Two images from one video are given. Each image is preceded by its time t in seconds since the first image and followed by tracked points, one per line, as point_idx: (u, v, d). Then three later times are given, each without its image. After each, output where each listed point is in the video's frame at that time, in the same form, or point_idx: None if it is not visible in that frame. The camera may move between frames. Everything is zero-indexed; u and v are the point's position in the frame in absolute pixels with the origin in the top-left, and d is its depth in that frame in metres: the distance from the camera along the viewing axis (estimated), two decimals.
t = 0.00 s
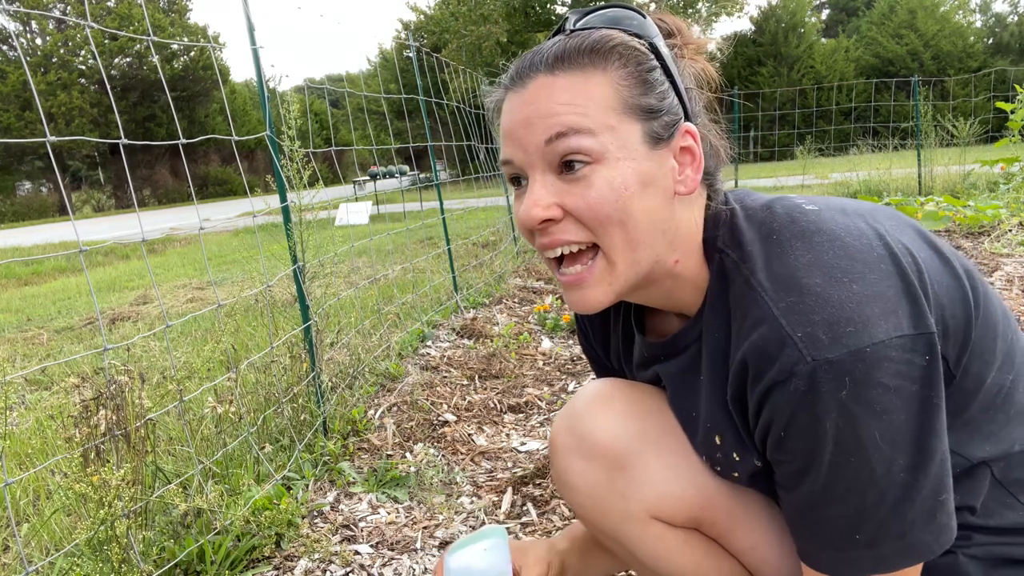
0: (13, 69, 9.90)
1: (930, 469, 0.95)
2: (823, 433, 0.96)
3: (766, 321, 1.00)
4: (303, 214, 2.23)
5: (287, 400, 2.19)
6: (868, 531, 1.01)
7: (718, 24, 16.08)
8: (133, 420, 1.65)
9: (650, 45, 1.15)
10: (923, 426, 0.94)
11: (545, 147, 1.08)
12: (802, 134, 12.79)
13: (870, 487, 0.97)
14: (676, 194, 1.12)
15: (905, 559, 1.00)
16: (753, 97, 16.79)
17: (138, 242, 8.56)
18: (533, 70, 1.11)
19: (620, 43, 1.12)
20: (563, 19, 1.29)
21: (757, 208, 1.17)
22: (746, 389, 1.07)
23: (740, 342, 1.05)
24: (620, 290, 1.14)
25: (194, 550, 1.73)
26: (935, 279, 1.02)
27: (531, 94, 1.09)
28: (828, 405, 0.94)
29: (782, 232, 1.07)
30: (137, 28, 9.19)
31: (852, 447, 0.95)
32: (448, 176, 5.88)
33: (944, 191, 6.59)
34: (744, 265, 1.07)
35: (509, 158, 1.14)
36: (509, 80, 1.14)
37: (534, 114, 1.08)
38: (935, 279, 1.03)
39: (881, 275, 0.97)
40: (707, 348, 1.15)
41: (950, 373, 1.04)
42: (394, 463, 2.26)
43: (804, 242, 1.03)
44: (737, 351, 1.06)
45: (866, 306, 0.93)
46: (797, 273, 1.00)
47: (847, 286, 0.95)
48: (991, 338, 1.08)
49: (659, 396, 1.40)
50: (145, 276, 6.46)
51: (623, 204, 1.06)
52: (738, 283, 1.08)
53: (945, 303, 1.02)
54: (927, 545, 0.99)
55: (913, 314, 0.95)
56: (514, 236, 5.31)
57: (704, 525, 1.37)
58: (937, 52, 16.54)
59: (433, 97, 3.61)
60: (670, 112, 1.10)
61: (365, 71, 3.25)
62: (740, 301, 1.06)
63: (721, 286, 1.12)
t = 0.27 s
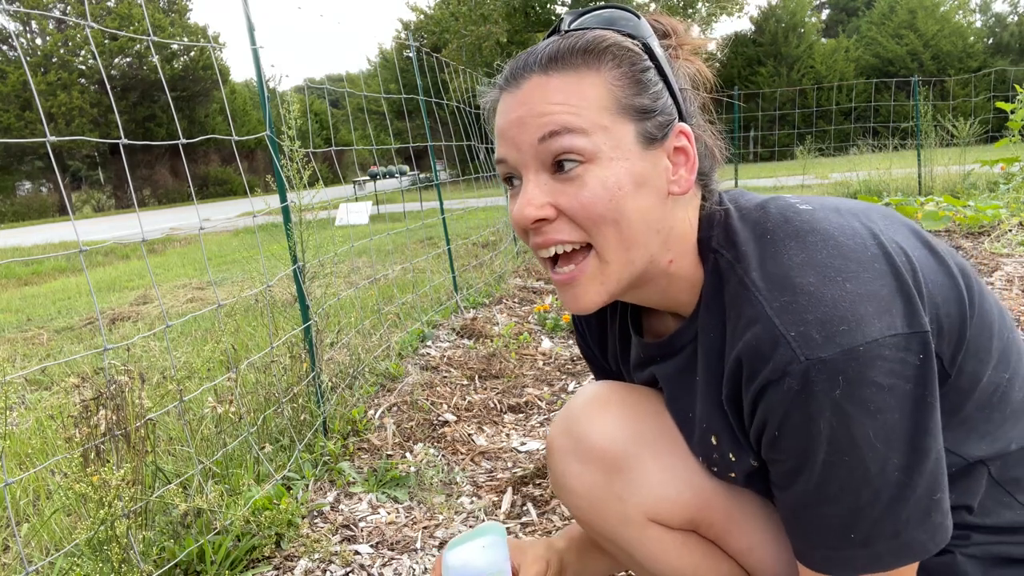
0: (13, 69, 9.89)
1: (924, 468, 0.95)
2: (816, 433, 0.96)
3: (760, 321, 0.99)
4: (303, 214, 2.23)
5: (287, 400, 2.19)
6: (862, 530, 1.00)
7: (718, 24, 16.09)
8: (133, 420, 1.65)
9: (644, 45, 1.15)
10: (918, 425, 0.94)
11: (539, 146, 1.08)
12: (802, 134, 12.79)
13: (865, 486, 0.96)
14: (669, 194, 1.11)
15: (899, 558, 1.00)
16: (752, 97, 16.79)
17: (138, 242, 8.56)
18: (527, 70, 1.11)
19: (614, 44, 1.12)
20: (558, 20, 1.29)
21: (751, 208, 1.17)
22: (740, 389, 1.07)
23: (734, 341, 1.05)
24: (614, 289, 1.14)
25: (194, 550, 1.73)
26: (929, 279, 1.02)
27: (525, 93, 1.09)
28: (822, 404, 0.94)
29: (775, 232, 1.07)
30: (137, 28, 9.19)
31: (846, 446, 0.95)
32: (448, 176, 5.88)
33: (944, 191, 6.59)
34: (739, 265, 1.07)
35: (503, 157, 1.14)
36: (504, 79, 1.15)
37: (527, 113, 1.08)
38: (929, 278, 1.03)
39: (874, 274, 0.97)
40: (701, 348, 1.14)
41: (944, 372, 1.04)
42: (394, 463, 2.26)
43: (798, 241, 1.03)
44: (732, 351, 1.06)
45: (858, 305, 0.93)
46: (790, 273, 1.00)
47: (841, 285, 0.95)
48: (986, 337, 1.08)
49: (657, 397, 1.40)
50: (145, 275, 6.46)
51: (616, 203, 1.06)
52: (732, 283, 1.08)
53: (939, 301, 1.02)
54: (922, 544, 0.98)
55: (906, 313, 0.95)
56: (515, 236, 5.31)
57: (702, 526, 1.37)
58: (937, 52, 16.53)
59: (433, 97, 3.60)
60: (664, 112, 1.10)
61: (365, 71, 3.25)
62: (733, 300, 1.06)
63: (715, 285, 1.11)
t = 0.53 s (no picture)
0: (13, 69, 9.88)
1: (905, 474, 0.96)
2: (794, 443, 0.96)
3: (734, 331, 0.99)
4: (303, 214, 2.23)
5: (287, 400, 2.19)
6: (845, 538, 1.00)
7: (718, 24, 16.09)
8: (133, 421, 1.65)
9: (622, 54, 1.14)
10: (895, 432, 0.94)
11: (510, 154, 1.09)
12: (802, 134, 12.79)
13: (845, 495, 0.97)
14: (643, 204, 1.11)
15: (883, 565, 1.00)
16: (753, 97, 16.79)
17: (139, 242, 8.56)
18: (503, 77, 1.12)
19: (589, 52, 1.11)
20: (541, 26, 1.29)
21: (726, 216, 1.15)
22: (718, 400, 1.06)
23: (711, 352, 1.05)
24: (587, 297, 1.14)
25: (194, 550, 1.73)
26: (904, 284, 1.02)
27: (500, 101, 1.11)
28: (798, 415, 0.94)
29: (750, 238, 1.07)
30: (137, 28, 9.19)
31: (824, 456, 0.95)
32: (448, 175, 5.88)
33: (944, 191, 6.59)
34: (713, 275, 1.06)
35: (478, 165, 1.16)
36: (481, 87, 1.16)
37: (501, 121, 1.10)
38: (905, 281, 1.03)
39: (848, 281, 0.97)
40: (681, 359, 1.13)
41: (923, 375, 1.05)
42: (394, 463, 2.26)
43: (774, 248, 1.03)
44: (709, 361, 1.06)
45: (832, 314, 0.93)
46: (764, 283, 0.99)
47: (814, 294, 0.95)
48: (966, 337, 1.09)
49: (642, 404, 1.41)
50: (145, 275, 6.46)
51: (586, 213, 1.07)
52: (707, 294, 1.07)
53: (915, 305, 1.02)
54: (904, 550, 0.99)
55: (881, 319, 0.95)
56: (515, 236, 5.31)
57: (695, 533, 1.36)
58: (937, 52, 16.53)
59: (433, 98, 3.60)
60: (639, 123, 1.10)
61: (365, 71, 3.25)
62: (709, 310, 1.06)
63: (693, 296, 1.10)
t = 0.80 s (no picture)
0: (13, 69, 9.88)
1: (868, 489, 0.96)
2: (756, 465, 0.96)
3: (690, 356, 0.99)
4: (303, 214, 2.23)
5: (287, 400, 2.19)
6: (812, 555, 1.01)
7: (718, 24, 16.09)
8: (133, 420, 1.65)
9: (558, 91, 1.12)
10: (858, 449, 0.94)
11: (445, 201, 1.11)
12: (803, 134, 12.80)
13: (810, 515, 0.97)
14: (586, 240, 1.12)
15: None
16: (753, 97, 16.78)
17: (139, 242, 8.56)
18: (436, 122, 1.12)
19: (519, 93, 1.10)
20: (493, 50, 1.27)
21: (686, 235, 1.14)
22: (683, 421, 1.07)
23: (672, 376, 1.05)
24: (533, 329, 1.19)
25: (194, 549, 1.73)
26: (865, 295, 1.02)
27: (433, 148, 1.12)
28: (757, 438, 0.94)
29: (708, 257, 1.06)
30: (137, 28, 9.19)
31: (787, 477, 0.95)
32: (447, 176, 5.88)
33: (944, 191, 6.60)
34: (674, 297, 1.06)
35: (424, 203, 1.19)
36: (422, 125, 1.17)
37: (435, 169, 1.11)
38: (866, 291, 1.03)
39: (805, 299, 0.96)
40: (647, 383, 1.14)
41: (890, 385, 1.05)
42: (394, 463, 2.26)
43: (732, 266, 1.02)
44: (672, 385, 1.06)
45: (787, 336, 0.93)
46: (719, 305, 0.99)
47: (769, 316, 0.95)
48: (933, 342, 1.09)
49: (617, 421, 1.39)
50: (145, 275, 6.46)
51: (520, 256, 1.09)
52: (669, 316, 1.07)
53: (876, 316, 1.02)
54: (871, 562, 1.00)
55: (839, 337, 0.94)
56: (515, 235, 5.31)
57: (683, 546, 1.36)
58: (937, 52, 16.54)
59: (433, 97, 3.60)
60: (574, 160, 1.09)
61: (365, 71, 3.25)
62: (670, 334, 1.06)
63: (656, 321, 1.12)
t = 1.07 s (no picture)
0: (13, 70, 9.88)
1: (858, 493, 0.96)
2: (746, 469, 0.97)
3: (678, 362, 0.99)
4: (303, 214, 2.23)
5: (287, 400, 2.19)
6: (802, 558, 1.01)
7: (718, 24, 16.09)
8: (133, 420, 1.65)
9: (545, 98, 1.12)
10: (848, 452, 0.94)
11: (434, 208, 1.11)
12: (803, 134, 12.80)
13: (799, 518, 0.97)
14: (575, 247, 1.12)
15: None
16: (752, 97, 16.79)
17: (139, 242, 8.56)
18: (424, 129, 1.12)
19: (505, 101, 1.10)
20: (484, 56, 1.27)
21: (675, 238, 1.14)
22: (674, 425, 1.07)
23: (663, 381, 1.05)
24: (523, 336, 1.18)
25: (194, 549, 1.73)
26: (854, 297, 1.02)
27: (422, 157, 1.12)
28: (746, 442, 0.95)
29: (698, 261, 1.06)
30: (137, 28, 9.19)
31: (777, 480, 0.95)
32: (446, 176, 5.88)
33: (944, 191, 6.59)
34: (664, 302, 1.06)
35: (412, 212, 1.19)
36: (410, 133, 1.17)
37: (423, 178, 1.12)
38: (855, 295, 1.03)
39: (794, 304, 0.96)
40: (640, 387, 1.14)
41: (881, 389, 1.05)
42: (394, 463, 2.26)
43: (721, 271, 1.02)
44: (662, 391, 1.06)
45: (776, 341, 0.93)
46: (707, 309, 0.99)
47: (757, 319, 0.95)
48: (924, 344, 1.09)
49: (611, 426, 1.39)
50: (145, 276, 6.46)
51: (509, 263, 1.09)
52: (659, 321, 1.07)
53: (866, 319, 1.02)
54: (862, 565, 1.00)
55: (828, 340, 0.94)
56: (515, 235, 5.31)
57: (681, 549, 1.34)
58: (937, 52, 16.53)
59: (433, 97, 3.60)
60: (561, 166, 1.09)
61: (366, 71, 3.25)
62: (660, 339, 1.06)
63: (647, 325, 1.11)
